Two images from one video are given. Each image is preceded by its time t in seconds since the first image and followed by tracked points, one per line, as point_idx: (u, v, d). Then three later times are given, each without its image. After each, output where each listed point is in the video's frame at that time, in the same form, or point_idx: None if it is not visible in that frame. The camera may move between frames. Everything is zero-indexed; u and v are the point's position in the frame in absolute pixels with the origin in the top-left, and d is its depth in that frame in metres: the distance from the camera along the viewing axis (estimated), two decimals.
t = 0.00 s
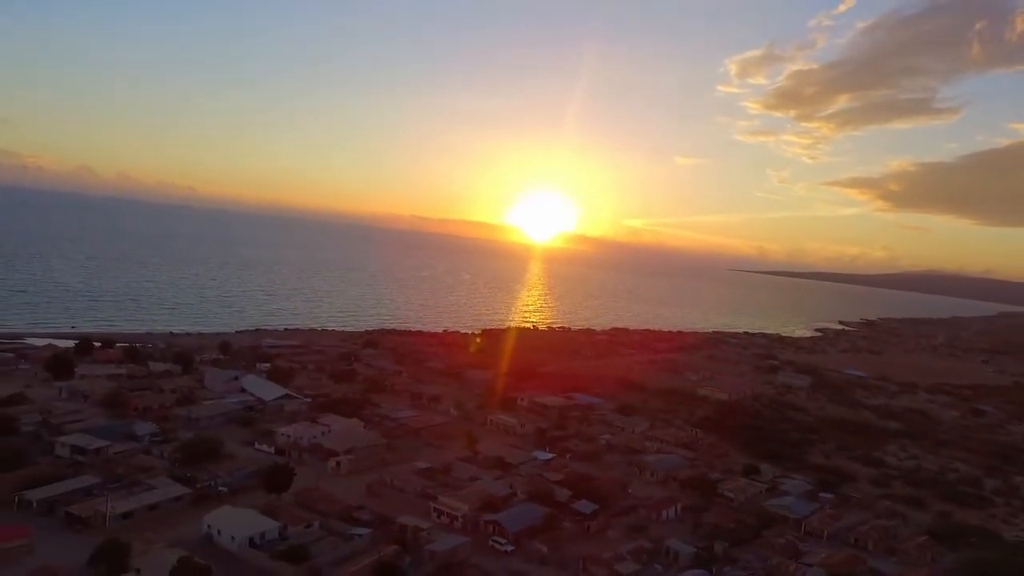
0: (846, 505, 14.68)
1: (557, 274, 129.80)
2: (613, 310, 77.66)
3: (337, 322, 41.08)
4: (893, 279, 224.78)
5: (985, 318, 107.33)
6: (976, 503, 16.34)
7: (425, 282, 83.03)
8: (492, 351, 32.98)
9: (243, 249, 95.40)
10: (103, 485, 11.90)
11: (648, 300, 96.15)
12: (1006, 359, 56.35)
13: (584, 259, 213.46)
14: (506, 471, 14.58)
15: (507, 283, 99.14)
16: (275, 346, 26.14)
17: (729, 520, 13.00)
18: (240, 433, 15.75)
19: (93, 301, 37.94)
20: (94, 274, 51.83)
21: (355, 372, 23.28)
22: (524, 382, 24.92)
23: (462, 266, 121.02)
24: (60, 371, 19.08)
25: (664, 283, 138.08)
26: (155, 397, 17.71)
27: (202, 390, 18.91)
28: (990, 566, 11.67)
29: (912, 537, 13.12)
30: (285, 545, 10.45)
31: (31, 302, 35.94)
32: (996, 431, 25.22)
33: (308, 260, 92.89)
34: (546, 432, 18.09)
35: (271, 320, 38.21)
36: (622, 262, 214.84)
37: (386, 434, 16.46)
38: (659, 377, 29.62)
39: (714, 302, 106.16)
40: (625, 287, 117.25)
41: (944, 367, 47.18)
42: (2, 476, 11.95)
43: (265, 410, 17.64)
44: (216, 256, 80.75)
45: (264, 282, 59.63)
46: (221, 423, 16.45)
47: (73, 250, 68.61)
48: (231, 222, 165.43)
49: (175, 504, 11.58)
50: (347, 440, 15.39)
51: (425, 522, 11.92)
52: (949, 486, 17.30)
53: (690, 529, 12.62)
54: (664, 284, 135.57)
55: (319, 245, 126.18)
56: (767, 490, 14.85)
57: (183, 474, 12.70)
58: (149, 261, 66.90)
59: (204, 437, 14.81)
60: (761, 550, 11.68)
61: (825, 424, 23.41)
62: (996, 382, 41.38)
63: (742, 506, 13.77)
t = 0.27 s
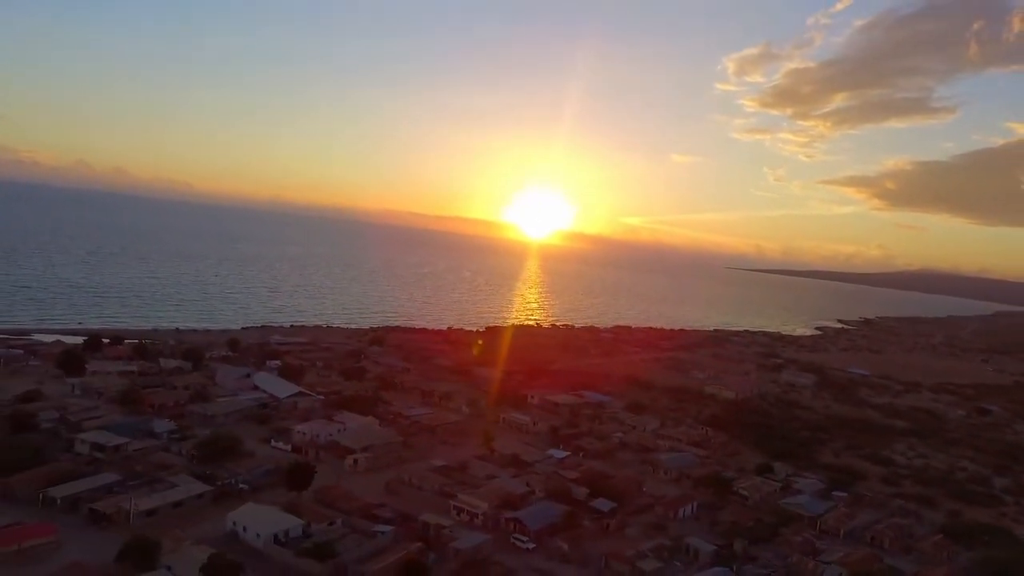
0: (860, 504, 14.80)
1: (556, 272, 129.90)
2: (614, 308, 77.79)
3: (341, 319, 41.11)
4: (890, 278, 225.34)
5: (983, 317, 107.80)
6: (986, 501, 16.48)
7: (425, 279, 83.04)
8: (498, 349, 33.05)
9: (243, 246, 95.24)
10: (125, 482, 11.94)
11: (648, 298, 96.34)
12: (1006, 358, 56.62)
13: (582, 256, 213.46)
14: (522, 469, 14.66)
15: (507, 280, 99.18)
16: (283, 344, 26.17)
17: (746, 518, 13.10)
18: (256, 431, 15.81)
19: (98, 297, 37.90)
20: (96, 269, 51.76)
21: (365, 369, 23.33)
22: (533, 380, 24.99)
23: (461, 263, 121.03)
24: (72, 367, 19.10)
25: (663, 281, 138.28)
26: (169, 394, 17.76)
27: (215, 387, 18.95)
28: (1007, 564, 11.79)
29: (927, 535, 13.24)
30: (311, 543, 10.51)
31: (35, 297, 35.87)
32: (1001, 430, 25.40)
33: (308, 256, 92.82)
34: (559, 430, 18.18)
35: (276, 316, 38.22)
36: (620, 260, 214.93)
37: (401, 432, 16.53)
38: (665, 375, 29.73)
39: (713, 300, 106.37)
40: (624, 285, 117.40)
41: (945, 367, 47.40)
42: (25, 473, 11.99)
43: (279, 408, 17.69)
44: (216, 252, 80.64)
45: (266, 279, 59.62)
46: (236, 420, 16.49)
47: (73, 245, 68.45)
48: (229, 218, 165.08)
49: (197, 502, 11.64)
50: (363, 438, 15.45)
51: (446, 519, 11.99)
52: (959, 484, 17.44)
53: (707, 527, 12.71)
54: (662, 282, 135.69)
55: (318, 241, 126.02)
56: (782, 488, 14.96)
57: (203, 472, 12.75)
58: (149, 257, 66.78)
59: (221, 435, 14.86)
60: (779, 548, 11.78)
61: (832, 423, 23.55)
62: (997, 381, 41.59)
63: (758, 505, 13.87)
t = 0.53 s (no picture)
0: (872, 502, 14.88)
1: (556, 270, 129.94)
2: (615, 306, 77.84)
3: (345, 317, 41.12)
4: (887, 276, 225.73)
5: (981, 316, 108.05)
6: (996, 500, 16.57)
7: (426, 276, 83.01)
8: (503, 346, 33.11)
9: (243, 243, 95.09)
10: (145, 479, 11.98)
11: (648, 296, 96.40)
12: (1006, 357, 56.78)
13: (581, 254, 213.47)
14: (536, 467, 14.72)
15: (507, 278, 99.19)
16: (291, 341, 26.20)
17: (761, 517, 13.18)
18: (270, 428, 15.84)
19: (102, 294, 37.88)
20: (98, 266, 51.73)
21: (373, 367, 23.37)
22: (540, 378, 25.05)
23: (461, 261, 120.99)
24: (82, 365, 19.11)
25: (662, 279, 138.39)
26: (181, 391, 17.78)
27: (226, 385, 18.97)
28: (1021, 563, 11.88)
29: (940, 534, 13.33)
30: (333, 541, 10.56)
31: (39, 294, 35.84)
32: (1006, 429, 25.51)
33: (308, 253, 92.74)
34: (570, 429, 18.23)
35: (280, 314, 38.21)
36: (619, 258, 214.95)
37: (414, 430, 16.58)
38: (671, 373, 29.81)
39: (712, 298, 106.44)
40: (624, 282, 117.46)
41: (947, 366, 47.53)
42: (44, 470, 12.03)
43: (291, 405, 17.73)
44: (216, 249, 80.57)
45: (268, 276, 59.57)
46: (249, 417, 16.53)
47: (73, 242, 68.34)
48: (228, 215, 164.86)
49: (217, 499, 11.68)
50: (377, 436, 15.49)
51: (464, 517, 12.04)
52: (968, 483, 17.54)
53: (723, 526, 12.78)
54: (662, 280, 135.74)
55: (318, 238, 125.87)
56: (794, 487, 15.04)
57: (221, 470, 12.79)
58: (150, 254, 66.68)
59: (236, 432, 14.90)
60: (796, 547, 11.86)
61: (839, 422, 23.63)
62: (999, 380, 41.73)
63: (772, 504, 13.94)
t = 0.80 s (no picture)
0: (887, 502, 14.94)
1: (557, 267, 130.02)
2: (618, 304, 77.88)
3: (351, 314, 41.15)
4: (888, 275, 225.88)
5: (982, 315, 108.17)
6: (1008, 500, 16.63)
7: (429, 274, 83.07)
8: (511, 344, 33.17)
9: (245, 239, 95.12)
10: (166, 476, 12.02)
11: (650, 294, 96.46)
12: (1010, 356, 56.83)
13: (583, 252, 213.57)
14: (552, 465, 14.78)
15: (509, 275, 99.27)
16: (300, 339, 26.26)
17: (777, 516, 13.24)
18: (286, 426, 15.90)
19: (109, 290, 37.96)
20: (103, 262, 51.81)
21: (384, 365, 23.43)
22: (550, 376, 25.11)
23: (463, 258, 121.07)
24: (96, 361, 19.17)
25: (663, 277, 138.46)
26: (195, 389, 17.83)
27: (239, 382, 19.03)
28: None
29: (955, 534, 13.38)
30: (356, 538, 10.62)
31: (47, 291, 35.93)
32: (1014, 429, 25.56)
33: (311, 250, 92.78)
34: (583, 427, 18.30)
35: (287, 311, 38.27)
36: (620, 255, 215.03)
37: (428, 428, 16.62)
38: (678, 372, 29.87)
39: (714, 296, 106.56)
40: (626, 280, 117.55)
41: (951, 364, 47.58)
42: (66, 468, 12.08)
43: (305, 403, 17.78)
44: (220, 245, 80.67)
45: (272, 272, 59.64)
46: (264, 415, 16.59)
47: (78, 238, 68.43)
48: (230, 211, 164.98)
49: (240, 497, 11.72)
50: (393, 434, 15.53)
51: (483, 515, 12.08)
52: (980, 483, 17.60)
53: (741, 525, 12.85)
54: (663, 278, 135.85)
55: (320, 235, 125.97)
56: (808, 487, 15.10)
57: (241, 467, 12.84)
58: (154, 250, 66.76)
59: (253, 430, 14.96)
60: (814, 547, 11.92)
61: (848, 421, 23.70)
62: (1003, 379, 41.82)
63: (788, 504, 13.99)
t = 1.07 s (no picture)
0: (904, 499, 15.01)
1: (560, 264, 130.00)
2: (621, 301, 77.90)
3: (358, 311, 41.19)
4: (889, 272, 225.94)
5: (985, 312, 108.29)
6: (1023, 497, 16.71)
7: (432, 270, 83.07)
8: (519, 341, 33.21)
9: (248, 235, 95.09)
10: (191, 473, 12.08)
11: (653, 291, 96.51)
12: (1015, 354, 56.91)
13: (584, 248, 213.60)
14: (571, 463, 14.84)
15: (512, 272, 99.25)
16: (311, 335, 26.30)
17: (797, 514, 13.32)
18: (304, 423, 15.95)
19: (117, 287, 37.98)
20: (109, 258, 51.80)
21: (396, 362, 23.48)
22: (560, 372, 25.16)
23: (465, 254, 121.02)
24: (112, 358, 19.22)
25: (666, 274, 138.46)
26: (212, 385, 17.88)
27: (255, 378, 19.09)
28: None
29: (974, 532, 13.45)
30: (384, 536, 10.67)
31: (56, 287, 35.95)
32: None
33: (314, 246, 92.77)
34: (598, 425, 18.36)
35: (294, 307, 38.30)
36: (621, 252, 215.04)
37: (445, 425, 16.68)
38: (687, 369, 29.94)
39: (716, 293, 106.70)
40: (628, 277, 117.58)
41: (957, 362, 47.66)
42: (91, 464, 12.12)
43: (321, 399, 17.84)
44: (224, 241, 80.68)
45: (277, 269, 59.62)
46: (281, 411, 16.64)
47: (82, 234, 68.42)
48: (232, 207, 164.94)
49: (265, 494, 11.78)
50: (411, 432, 15.60)
51: (506, 512, 12.13)
52: (994, 480, 17.67)
53: (761, 522, 12.92)
54: (665, 275, 135.92)
55: (322, 231, 125.98)
56: (826, 484, 15.17)
57: (264, 464, 12.90)
58: (159, 246, 66.77)
59: (273, 427, 15.01)
60: (836, 545, 11.99)
61: (859, 419, 23.78)
62: (1009, 377, 41.87)
63: (807, 502, 14.07)
